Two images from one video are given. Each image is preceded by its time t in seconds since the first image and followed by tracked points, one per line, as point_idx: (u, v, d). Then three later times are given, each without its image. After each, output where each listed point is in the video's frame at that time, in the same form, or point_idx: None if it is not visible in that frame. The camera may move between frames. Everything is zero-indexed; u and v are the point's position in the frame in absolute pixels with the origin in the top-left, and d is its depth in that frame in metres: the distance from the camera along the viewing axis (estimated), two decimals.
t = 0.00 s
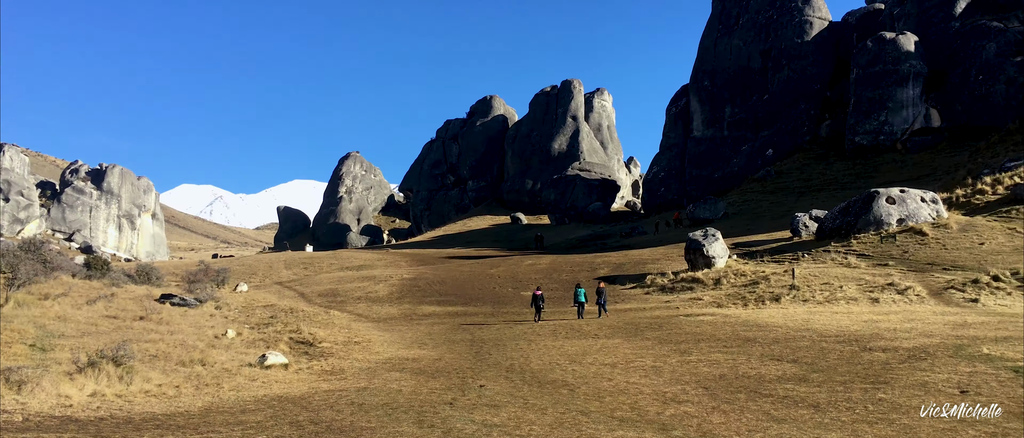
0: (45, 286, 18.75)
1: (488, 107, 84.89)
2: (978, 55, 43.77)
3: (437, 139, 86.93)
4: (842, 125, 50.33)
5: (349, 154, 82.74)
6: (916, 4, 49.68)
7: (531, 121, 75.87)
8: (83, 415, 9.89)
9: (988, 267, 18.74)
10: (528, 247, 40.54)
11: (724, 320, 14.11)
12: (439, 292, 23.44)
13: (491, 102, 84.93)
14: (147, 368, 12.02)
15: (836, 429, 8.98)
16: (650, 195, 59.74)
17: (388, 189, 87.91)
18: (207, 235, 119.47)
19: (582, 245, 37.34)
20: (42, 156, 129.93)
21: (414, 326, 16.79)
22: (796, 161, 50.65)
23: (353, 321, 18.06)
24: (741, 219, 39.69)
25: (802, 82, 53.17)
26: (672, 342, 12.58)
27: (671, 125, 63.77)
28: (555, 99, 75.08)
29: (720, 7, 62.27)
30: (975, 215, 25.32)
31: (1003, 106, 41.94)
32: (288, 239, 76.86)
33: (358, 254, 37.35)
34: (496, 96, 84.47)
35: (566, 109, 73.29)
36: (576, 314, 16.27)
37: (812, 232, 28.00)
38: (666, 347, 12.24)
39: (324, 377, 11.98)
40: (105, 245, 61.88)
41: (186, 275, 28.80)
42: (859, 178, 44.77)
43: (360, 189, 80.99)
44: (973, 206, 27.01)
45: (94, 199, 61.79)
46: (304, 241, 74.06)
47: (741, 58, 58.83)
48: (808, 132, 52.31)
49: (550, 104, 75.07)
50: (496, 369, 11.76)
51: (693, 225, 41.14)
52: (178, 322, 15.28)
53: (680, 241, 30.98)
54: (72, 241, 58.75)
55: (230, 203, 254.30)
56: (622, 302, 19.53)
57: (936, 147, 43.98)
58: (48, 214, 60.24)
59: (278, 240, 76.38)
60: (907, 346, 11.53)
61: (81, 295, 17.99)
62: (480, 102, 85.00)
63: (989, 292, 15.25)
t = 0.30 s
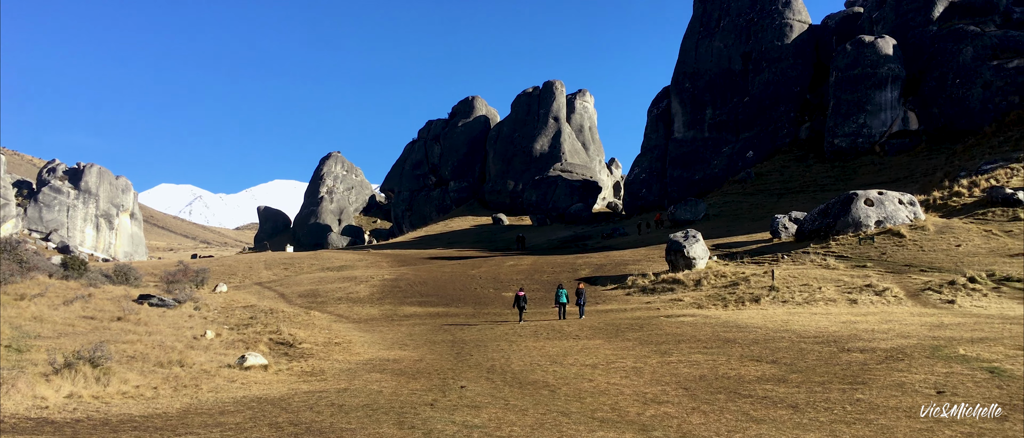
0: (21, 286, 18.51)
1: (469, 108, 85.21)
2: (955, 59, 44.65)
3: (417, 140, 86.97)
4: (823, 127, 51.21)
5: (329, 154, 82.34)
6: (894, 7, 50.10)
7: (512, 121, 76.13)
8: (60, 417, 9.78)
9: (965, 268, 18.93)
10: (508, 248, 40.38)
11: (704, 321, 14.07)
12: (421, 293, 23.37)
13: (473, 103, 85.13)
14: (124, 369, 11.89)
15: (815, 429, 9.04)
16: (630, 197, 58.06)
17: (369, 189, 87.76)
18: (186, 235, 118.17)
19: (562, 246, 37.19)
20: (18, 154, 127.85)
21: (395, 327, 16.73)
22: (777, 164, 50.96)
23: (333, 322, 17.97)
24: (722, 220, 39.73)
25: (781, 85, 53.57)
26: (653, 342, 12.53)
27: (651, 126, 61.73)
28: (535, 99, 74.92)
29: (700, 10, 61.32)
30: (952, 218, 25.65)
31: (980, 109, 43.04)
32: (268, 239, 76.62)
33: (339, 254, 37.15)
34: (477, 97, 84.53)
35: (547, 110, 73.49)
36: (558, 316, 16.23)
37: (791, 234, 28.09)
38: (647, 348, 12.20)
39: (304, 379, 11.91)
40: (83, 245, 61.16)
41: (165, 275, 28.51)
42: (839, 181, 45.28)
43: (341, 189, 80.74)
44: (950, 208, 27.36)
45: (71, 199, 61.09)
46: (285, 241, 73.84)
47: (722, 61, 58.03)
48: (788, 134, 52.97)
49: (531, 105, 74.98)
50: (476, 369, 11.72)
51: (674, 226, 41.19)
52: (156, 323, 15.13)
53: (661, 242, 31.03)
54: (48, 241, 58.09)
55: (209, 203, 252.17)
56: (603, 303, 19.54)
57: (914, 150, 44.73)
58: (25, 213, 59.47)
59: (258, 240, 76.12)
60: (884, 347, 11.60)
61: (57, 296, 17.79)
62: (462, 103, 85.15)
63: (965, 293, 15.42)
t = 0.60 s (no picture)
0: None
1: (450, 109, 85.23)
2: (931, 63, 44.69)
3: (398, 140, 86.84)
4: (801, 130, 51.27)
5: (309, 154, 81.91)
6: (871, 10, 50.31)
7: (493, 123, 76.41)
8: (34, 419, 9.65)
9: (939, 270, 19.12)
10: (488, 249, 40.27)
11: (683, 322, 14.07)
12: (400, 294, 23.30)
13: (453, 104, 85.16)
14: (99, 371, 11.77)
15: (792, 429, 9.10)
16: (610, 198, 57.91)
17: (349, 189, 87.42)
18: (163, 235, 117.04)
19: (540, 248, 37.12)
20: None
21: (374, 329, 16.67)
22: (755, 166, 50.85)
23: (311, 323, 17.88)
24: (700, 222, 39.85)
25: (760, 88, 53.69)
26: (632, 344, 12.53)
27: (632, 128, 61.90)
28: (516, 102, 75.75)
29: (680, 13, 61.87)
30: (928, 220, 25.94)
31: (955, 113, 43.08)
32: (246, 239, 76.53)
33: (319, 255, 36.96)
34: (458, 98, 84.58)
35: (528, 111, 73.78)
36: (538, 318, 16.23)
37: (769, 236, 28.26)
38: (626, 350, 12.21)
39: (282, 380, 11.84)
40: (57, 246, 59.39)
41: (141, 275, 28.20)
42: (816, 184, 45.40)
43: (320, 190, 80.40)
44: (925, 211, 27.66)
45: (46, 198, 59.61)
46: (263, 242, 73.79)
47: (701, 64, 58.10)
48: (766, 137, 52.86)
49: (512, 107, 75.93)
50: (456, 371, 11.69)
51: (654, 228, 41.20)
52: (132, 324, 14.97)
53: (641, 244, 31.08)
54: (22, 242, 56.76)
55: (186, 203, 250.05)
56: (582, 305, 19.54)
57: (890, 154, 44.87)
58: None
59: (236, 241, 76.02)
60: (860, 349, 11.66)
61: (31, 297, 17.58)
62: (442, 105, 85.16)
63: (940, 295, 15.57)
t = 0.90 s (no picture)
0: None
1: (428, 111, 85.20)
2: (906, 69, 45.01)
3: (375, 142, 86.64)
4: (777, 135, 51.12)
5: (286, 155, 81.86)
6: (847, 17, 50.77)
7: (472, 125, 75.77)
8: (3, 422, 9.50)
9: (913, 274, 19.34)
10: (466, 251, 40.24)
11: (661, 325, 14.05)
12: (378, 296, 23.21)
13: (432, 106, 85.08)
14: (72, 373, 11.62)
15: (767, 432, 9.15)
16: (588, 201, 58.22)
17: (326, 191, 87.43)
18: (138, 236, 115.37)
19: (518, 251, 37.11)
20: None
21: (352, 331, 16.61)
22: (732, 170, 50.69)
23: (288, 325, 17.78)
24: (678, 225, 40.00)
25: (737, 92, 53.64)
26: (610, 346, 12.52)
27: (610, 131, 62.21)
28: (495, 104, 75.57)
29: (658, 17, 62.14)
30: (902, 224, 26.25)
31: (930, 118, 43.57)
32: (222, 241, 76.92)
33: (296, 257, 36.69)
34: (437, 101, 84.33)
35: (506, 114, 73.76)
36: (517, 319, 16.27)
37: (746, 239, 28.29)
38: (603, 352, 12.21)
39: (257, 383, 11.75)
40: (30, 246, 58.26)
41: (115, 277, 27.81)
42: (792, 188, 45.16)
43: (297, 192, 80.56)
44: (900, 215, 27.97)
45: (18, 198, 58.35)
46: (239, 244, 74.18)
47: (679, 67, 58.20)
48: (743, 141, 52.91)
49: (491, 109, 75.35)
50: (433, 373, 11.65)
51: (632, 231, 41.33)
52: (105, 326, 14.78)
53: (619, 247, 31.17)
54: None
55: (163, 204, 247.22)
56: (560, 307, 19.52)
57: (865, 158, 45.03)
58: None
59: (212, 243, 76.30)
60: (835, 351, 11.75)
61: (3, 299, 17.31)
62: (422, 106, 85.15)
63: (914, 299, 15.73)
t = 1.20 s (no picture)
0: None
1: (405, 114, 84.67)
2: (879, 75, 45.59)
3: (352, 145, 85.98)
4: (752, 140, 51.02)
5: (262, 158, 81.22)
6: (821, 24, 51.06)
7: (449, 128, 75.94)
8: None
9: (885, 278, 19.57)
10: (443, 254, 40.16)
11: (637, 329, 14.08)
12: (354, 300, 23.10)
13: (410, 109, 84.64)
14: (42, 377, 11.40)
15: (741, 435, 9.18)
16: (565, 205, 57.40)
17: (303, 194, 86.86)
18: (110, 238, 113.39)
19: (495, 254, 37.05)
20: None
21: (327, 334, 16.53)
22: (708, 174, 50.43)
23: (263, 329, 17.68)
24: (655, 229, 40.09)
25: (713, 97, 53.72)
26: (586, 350, 12.52)
27: (588, 135, 61.67)
28: (473, 107, 75.67)
29: (635, 21, 62.05)
30: (875, 229, 26.56)
31: (902, 125, 43.91)
32: (197, 244, 76.09)
33: (272, 260, 36.35)
34: (414, 103, 84.12)
35: (484, 117, 73.92)
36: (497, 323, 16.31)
37: (722, 243, 28.32)
38: (580, 356, 12.27)
39: (231, 387, 11.65)
40: None
41: (87, 279, 27.40)
42: (766, 192, 45.19)
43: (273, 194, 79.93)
44: (872, 220, 28.27)
45: None
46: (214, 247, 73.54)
47: (656, 72, 58.28)
48: (719, 146, 52.72)
49: (469, 112, 75.69)
50: (410, 377, 11.61)
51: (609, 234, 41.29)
52: (77, 329, 14.57)
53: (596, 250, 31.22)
54: None
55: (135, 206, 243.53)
56: (537, 311, 19.51)
57: (839, 163, 45.28)
58: None
59: (187, 245, 75.46)
60: (809, 355, 11.84)
61: None
62: (399, 109, 84.65)
63: (886, 303, 15.92)
